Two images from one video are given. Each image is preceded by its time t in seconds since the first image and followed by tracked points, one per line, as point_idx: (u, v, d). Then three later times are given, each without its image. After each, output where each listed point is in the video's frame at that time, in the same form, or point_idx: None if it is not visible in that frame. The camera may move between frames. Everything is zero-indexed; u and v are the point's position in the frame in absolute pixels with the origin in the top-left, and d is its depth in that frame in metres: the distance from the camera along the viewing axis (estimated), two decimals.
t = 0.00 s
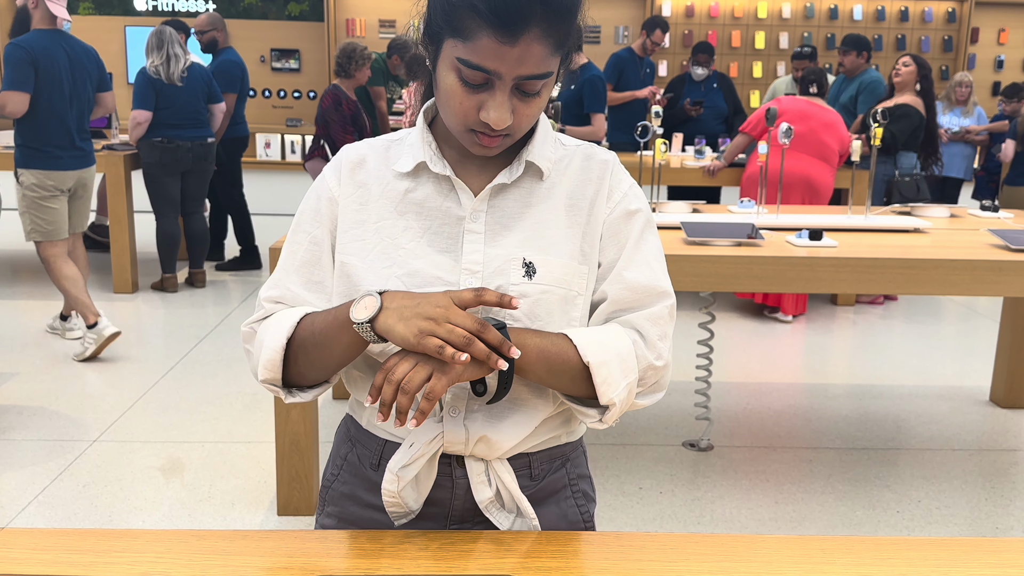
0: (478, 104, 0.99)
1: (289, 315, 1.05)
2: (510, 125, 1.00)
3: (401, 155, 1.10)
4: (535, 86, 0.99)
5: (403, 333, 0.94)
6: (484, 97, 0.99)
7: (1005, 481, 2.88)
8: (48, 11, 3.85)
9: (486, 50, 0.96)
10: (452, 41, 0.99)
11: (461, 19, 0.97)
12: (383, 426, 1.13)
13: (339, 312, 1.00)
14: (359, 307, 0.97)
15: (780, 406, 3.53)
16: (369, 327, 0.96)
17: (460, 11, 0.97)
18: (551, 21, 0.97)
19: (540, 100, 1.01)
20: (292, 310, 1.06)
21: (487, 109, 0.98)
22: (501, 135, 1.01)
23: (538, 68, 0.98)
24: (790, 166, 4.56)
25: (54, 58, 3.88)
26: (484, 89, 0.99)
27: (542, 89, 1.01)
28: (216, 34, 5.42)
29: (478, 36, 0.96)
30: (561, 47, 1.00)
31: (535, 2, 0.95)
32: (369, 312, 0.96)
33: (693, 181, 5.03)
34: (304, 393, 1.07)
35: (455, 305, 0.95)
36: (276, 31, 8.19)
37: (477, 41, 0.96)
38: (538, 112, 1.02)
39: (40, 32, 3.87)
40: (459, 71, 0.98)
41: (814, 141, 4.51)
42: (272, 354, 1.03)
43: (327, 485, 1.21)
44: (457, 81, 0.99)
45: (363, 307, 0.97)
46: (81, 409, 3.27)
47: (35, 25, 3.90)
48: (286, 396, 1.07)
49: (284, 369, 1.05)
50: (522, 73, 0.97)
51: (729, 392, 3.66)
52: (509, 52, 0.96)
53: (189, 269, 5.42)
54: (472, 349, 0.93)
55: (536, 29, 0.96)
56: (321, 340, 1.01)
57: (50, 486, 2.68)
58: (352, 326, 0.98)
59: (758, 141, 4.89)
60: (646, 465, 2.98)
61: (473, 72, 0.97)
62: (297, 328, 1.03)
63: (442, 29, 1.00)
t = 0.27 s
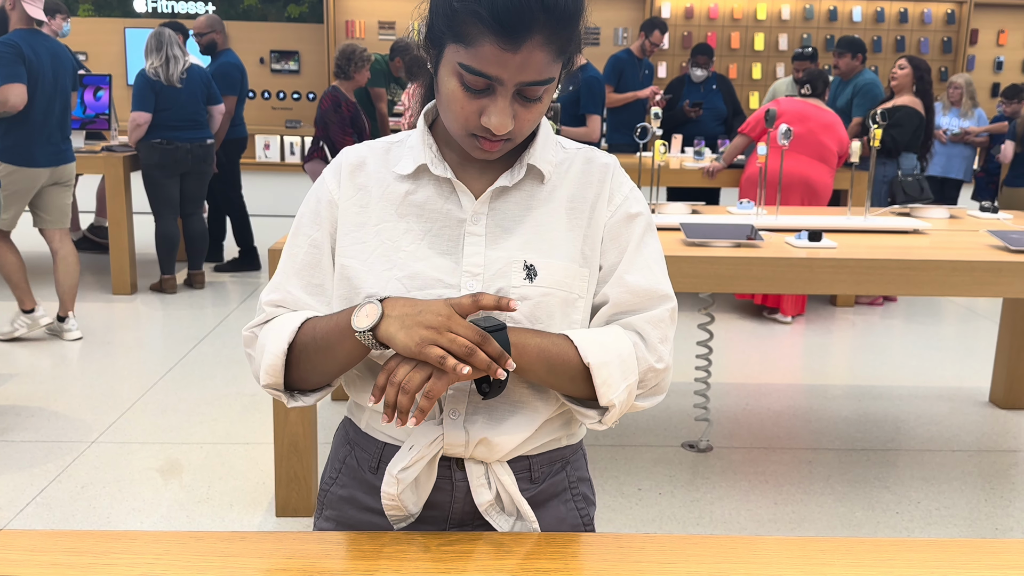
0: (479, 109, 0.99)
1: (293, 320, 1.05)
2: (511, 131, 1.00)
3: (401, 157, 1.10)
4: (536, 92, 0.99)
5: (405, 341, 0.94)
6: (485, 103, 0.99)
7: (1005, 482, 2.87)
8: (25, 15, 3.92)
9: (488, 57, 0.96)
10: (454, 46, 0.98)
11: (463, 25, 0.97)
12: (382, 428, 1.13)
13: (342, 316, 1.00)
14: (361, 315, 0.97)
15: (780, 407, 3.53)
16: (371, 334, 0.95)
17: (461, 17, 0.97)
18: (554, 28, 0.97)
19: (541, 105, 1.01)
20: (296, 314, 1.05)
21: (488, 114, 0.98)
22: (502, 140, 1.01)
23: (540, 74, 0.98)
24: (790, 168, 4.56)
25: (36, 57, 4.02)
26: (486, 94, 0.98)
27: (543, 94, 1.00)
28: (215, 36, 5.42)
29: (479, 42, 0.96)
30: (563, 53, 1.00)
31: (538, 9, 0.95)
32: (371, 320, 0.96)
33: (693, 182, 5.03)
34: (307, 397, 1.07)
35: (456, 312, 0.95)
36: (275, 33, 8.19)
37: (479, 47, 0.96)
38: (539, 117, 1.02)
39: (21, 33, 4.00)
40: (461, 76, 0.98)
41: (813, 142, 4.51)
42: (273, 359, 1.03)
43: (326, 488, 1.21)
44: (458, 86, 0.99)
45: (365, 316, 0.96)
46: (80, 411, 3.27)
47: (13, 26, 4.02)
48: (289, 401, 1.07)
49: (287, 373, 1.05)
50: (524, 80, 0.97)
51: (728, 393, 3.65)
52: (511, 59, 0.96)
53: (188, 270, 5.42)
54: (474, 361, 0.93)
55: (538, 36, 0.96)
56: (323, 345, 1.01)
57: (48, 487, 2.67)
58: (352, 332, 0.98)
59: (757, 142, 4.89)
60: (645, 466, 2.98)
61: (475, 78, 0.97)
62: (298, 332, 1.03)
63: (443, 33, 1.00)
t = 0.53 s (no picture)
0: (479, 111, 0.99)
1: (296, 322, 1.05)
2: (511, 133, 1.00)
3: (403, 158, 1.10)
4: (537, 93, 0.99)
5: (406, 337, 0.94)
6: (485, 104, 0.99)
7: (1004, 484, 2.87)
8: None
9: (488, 58, 0.96)
10: (454, 48, 0.98)
11: (464, 27, 0.97)
12: (384, 430, 1.13)
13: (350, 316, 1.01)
14: (367, 314, 0.97)
15: (779, 409, 3.53)
16: (375, 331, 0.95)
17: (462, 18, 0.97)
18: (555, 30, 0.97)
19: (542, 107, 1.01)
20: (299, 316, 1.05)
21: (488, 116, 0.98)
22: (503, 141, 1.01)
23: (540, 76, 0.98)
24: (789, 169, 4.56)
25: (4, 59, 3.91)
26: (486, 96, 0.98)
27: (544, 96, 1.00)
28: (213, 37, 5.41)
29: (480, 44, 0.96)
30: (564, 54, 1.00)
31: (539, 11, 0.95)
32: (378, 319, 0.96)
33: (692, 184, 5.04)
34: (311, 398, 1.07)
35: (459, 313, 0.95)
36: (274, 34, 8.20)
37: (480, 49, 0.96)
38: (541, 118, 1.02)
39: None
40: (461, 78, 0.98)
41: (812, 143, 4.51)
42: (279, 361, 1.03)
43: (326, 490, 1.21)
44: (458, 88, 0.99)
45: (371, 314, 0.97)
46: (78, 413, 3.27)
47: None
48: (294, 402, 1.07)
49: (292, 375, 1.05)
50: (525, 81, 0.97)
51: (727, 394, 3.65)
52: (511, 61, 0.96)
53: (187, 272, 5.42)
54: (473, 358, 0.93)
55: (539, 38, 0.96)
56: (327, 345, 1.01)
57: (47, 490, 2.67)
58: (358, 332, 0.98)
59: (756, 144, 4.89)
60: (644, 468, 2.98)
61: (475, 80, 0.97)
62: (305, 334, 1.03)
63: (444, 35, 1.00)
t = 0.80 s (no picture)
0: (481, 113, 0.99)
1: (298, 325, 1.05)
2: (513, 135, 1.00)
3: (404, 158, 1.10)
4: (539, 96, 0.99)
5: (406, 335, 0.94)
6: (487, 107, 0.99)
7: (1004, 484, 2.87)
8: None
9: (490, 61, 0.96)
10: (456, 50, 0.98)
11: (466, 28, 0.97)
12: (383, 433, 1.13)
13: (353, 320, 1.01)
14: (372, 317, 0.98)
15: (778, 409, 3.53)
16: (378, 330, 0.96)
17: (464, 20, 0.97)
18: (558, 33, 0.97)
19: (544, 110, 1.01)
20: (301, 319, 1.05)
21: (490, 118, 0.98)
22: (504, 143, 1.01)
23: (542, 78, 0.98)
24: (788, 170, 4.56)
25: None
26: (488, 98, 0.98)
27: (546, 98, 1.00)
28: (213, 38, 5.40)
29: (482, 46, 0.96)
30: (566, 57, 1.00)
31: (541, 14, 0.95)
32: (382, 320, 0.97)
33: (691, 184, 5.04)
34: (313, 400, 1.07)
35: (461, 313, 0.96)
36: (273, 36, 8.20)
37: (481, 51, 0.96)
38: (542, 121, 1.02)
39: None
40: (463, 79, 0.98)
41: (811, 144, 4.51)
42: (282, 364, 1.03)
43: (326, 492, 1.21)
44: (460, 90, 0.99)
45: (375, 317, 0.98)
46: (76, 413, 3.26)
47: None
48: (295, 405, 1.07)
49: (294, 378, 1.05)
50: (526, 84, 0.97)
51: (726, 395, 3.65)
52: (513, 64, 0.96)
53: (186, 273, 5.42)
54: (471, 350, 0.93)
55: (541, 41, 0.96)
56: (332, 348, 1.01)
57: (45, 491, 2.67)
58: (363, 336, 0.99)
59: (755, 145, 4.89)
60: (643, 468, 2.98)
61: (477, 82, 0.97)
62: (309, 337, 1.03)
63: (446, 36, 1.00)
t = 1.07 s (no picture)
0: (479, 112, 0.99)
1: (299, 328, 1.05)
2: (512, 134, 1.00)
3: (402, 160, 1.10)
4: (537, 95, 0.99)
5: (402, 346, 0.94)
6: (485, 107, 0.99)
7: (1004, 485, 2.87)
8: None
9: (488, 60, 0.96)
10: (454, 50, 0.98)
11: (464, 28, 0.97)
12: (382, 436, 1.12)
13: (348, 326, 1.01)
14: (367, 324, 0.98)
15: (778, 410, 3.53)
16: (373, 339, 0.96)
17: (462, 19, 0.96)
18: (556, 32, 0.97)
19: (543, 109, 1.01)
20: (299, 322, 1.06)
21: (488, 118, 0.98)
22: (503, 143, 1.01)
23: (541, 78, 0.98)
24: (787, 170, 4.56)
25: None
26: (486, 98, 0.98)
27: (544, 98, 1.00)
28: (211, 39, 5.38)
29: (480, 45, 0.96)
30: (565, 56, 1.00)
31: (539, 13, 0.95)
32: (378, 326, 0.97)
33: (690, 185, 5.04)
34: (312, 403, 1.07)
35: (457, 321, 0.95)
36: (272, 37, 8.20)
37: (480, 51, 0.96)
38: (540, 120, 1.02)
39: None
40: (461, 79, 0.98)
41: (810, 145, 4.52)
42: (279, 368, 1.03)
43: (324, 495, 1.20)
44: (458, 90, 0.99)
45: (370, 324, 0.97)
46: (75, 414, 3.26)
47: None
48: (294, 409, 1.07)
49: (292, 382, 1.05)
50: (525, 83, 0.97)
51: (726, 396, 3.65)
52: (511, 63, 0.96)
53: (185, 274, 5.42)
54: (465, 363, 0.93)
55: (540, 40, 0.96)
56: (328, 353, 1.01)
57: (44, 492, 2.66)
58: (359, 342, 0.98)
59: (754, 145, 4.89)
60: (643, 469, 2.98)
61: (476, 82, 0.97)
62: (305, 341, 1.03)
63: (444, 35, 1.00)
